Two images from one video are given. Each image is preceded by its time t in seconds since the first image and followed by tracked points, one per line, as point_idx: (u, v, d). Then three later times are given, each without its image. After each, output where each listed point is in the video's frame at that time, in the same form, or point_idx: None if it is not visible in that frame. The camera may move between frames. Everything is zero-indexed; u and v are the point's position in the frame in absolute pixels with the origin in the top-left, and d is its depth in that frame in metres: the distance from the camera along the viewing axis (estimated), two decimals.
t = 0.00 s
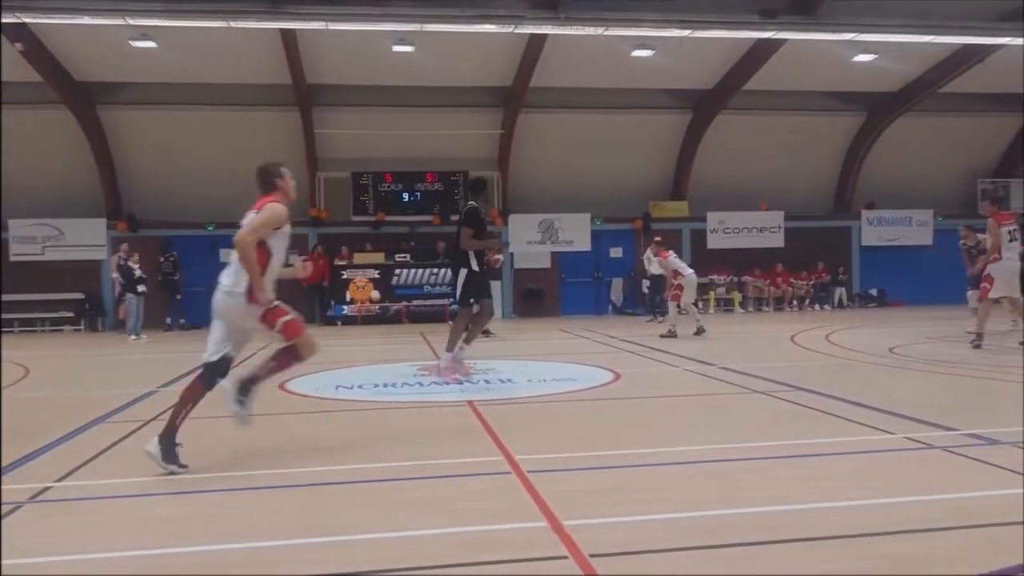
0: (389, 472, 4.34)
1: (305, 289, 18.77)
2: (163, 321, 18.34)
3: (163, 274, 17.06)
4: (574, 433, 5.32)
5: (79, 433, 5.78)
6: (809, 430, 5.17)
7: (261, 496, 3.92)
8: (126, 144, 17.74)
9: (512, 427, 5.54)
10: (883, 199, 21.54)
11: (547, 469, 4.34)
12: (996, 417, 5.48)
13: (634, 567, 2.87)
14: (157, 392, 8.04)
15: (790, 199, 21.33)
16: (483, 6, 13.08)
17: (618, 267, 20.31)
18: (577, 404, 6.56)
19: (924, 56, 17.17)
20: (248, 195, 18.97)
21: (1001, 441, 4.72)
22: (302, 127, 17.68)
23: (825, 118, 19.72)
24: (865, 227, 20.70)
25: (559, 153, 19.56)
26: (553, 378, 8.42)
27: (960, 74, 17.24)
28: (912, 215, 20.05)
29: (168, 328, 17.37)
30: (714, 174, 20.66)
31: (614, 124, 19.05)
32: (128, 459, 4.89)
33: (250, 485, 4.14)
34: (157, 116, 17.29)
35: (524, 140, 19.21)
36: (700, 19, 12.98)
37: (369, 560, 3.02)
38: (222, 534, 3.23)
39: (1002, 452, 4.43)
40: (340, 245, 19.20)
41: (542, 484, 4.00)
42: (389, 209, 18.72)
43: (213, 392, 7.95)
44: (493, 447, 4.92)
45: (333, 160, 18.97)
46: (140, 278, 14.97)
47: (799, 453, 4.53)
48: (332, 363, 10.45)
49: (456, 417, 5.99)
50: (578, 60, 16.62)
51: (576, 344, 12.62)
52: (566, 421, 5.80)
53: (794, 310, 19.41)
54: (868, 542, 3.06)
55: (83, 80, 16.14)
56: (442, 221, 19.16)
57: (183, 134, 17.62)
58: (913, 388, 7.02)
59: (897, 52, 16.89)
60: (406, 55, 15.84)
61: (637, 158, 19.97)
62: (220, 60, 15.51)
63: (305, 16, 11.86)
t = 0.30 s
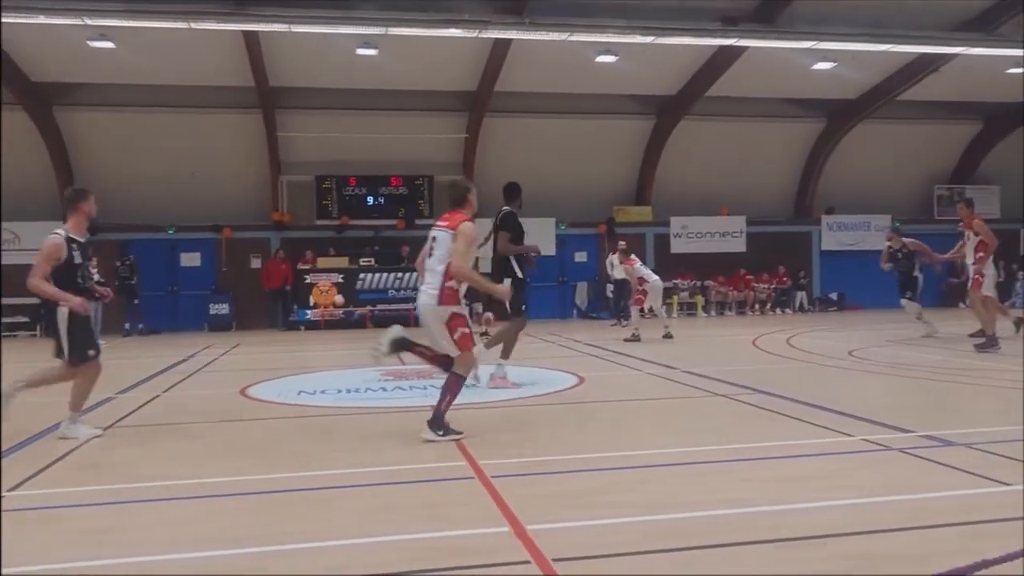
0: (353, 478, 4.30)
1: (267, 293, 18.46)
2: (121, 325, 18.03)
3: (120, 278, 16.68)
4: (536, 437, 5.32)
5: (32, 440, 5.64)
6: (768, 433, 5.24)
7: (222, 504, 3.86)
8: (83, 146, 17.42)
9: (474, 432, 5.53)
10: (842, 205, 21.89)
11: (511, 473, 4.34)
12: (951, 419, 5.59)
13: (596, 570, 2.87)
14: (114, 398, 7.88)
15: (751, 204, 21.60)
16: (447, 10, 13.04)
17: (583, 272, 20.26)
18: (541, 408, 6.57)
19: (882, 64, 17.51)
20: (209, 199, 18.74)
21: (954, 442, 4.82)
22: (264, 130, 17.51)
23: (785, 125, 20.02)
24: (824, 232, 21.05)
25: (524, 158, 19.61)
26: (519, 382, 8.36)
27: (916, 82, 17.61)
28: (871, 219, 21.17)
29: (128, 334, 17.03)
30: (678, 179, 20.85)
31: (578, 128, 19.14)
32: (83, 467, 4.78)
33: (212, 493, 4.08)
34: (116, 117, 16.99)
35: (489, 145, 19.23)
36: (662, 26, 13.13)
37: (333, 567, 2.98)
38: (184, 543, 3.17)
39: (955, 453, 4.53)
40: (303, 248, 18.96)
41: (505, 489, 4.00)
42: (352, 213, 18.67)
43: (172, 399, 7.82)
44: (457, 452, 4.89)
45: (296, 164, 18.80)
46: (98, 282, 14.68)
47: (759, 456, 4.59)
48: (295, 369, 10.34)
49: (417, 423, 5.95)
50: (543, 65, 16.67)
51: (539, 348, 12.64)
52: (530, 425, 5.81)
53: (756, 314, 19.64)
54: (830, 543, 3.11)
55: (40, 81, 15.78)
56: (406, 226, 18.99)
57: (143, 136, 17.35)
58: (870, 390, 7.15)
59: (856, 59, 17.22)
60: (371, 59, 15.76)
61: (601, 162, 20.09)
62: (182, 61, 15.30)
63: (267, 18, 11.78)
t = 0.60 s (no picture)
0: (317, 484, 4.27)
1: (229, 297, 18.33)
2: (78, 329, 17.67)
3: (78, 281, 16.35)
4: (503, 441, 5.32)
5: None
6: (732, 435, 5.29)
7: (182, 512, 3.80)
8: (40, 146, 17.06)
9: (440, 436, 5.52)
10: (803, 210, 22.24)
11: (476, 477, 4.33)
12: (910, 421, 5.69)
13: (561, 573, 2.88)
14: (71, 404, 7.71)
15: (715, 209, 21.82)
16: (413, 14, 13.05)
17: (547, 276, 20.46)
18: (508, 412, 6.56)
19: (842, 71, 17.82)
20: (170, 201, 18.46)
21: (913, 443, 4.91)
22: (227, 132, 17.31)
23: (748, 131, 20.27)
24: (785, 236, 21.49)
25: (490, 161, 19.61)
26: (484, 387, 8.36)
27: (875, 90, 17.95)
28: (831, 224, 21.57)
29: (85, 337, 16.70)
30: (643, 184, 21.02)
31: (543, 132, 19.20)
32: (36, 475, 4.66)
33: (172, 500, 4.01)
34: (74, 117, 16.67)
35: (455, 148, 19.20)
36: (628, 31, 13.23)
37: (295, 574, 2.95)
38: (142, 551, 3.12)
39: (913, 454, 4.61)
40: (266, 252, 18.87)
41: (470, 493, 3.99)
42: (316, 217, 18.51)
43: (132, 404, 7.68)
44: (421, 456, 4.87)
45: (259, 167, 18.62)
46: (55, 286, 14.36)
47: (723, 458, 4.63)
48: (257, 373, 10.22)
49: (382, 428, 5.91)
50: (509, 69, 16.71)
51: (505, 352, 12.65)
52: (496, 428, 5.81)
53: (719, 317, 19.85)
54: (791, 544, 3.14)
55: None
56: (371, 229, 18.94)
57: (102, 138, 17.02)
58: (832, 393, 7.25)
59: (817, 67, 17.50)
60: (336, 61, 15.67)
61: (566, 166, 20.19)
62: (144, 62, 15.08)
63: (231, 19, 11.69)
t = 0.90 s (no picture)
0: (280, 489, 4.22)
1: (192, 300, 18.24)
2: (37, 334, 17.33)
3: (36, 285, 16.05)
4: (470, 444, 5.31)
5: None
6: (699, 437, 5.32)
7: (142, 519, 3.73)
8: None
9: (407, 440, 5.49)
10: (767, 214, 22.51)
11: (442, 481, 4.31)
12: (873, 421, 5.77)
13: None
14: (29, 409, 7.56)
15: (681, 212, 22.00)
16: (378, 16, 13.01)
17: (515, 279, 20.45)
18: (474, 416, 6.56)
19: (805, 77, 18.08)
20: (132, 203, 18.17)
21: (873, 443, 5.00)
22: (190, 133, 17.09)
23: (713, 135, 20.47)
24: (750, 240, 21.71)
25: (457, 164, 19.60)
26: (452, 391, 8.32)
27: (836, 97, 18.27)
28: (795, 228, 22.02)
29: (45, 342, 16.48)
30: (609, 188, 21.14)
31: (510, 136, 19.23)
32: None
33: (131, 508, 3.93)
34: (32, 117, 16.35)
35: (422, 151, 19.14)
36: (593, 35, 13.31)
37: None
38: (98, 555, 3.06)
39: (875, 454, 4.68)
40: (230, 255, 18.66)
41: (435, 497, 3.97)
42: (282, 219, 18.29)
43: (92, 409, 7.54)
44: (388, 460, 4.85)
45: (223, 169, 18.41)
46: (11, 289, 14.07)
47: (688, 460, 4.66)
48: (222, 378, 10.09)
49: (347, 432, 5.87)
50: (476, 73, 16.70)
51: (473, 355, 12.63)
52: (463, 432, 5.80)
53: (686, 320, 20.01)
54: (754, 545, 3.17)
55: None
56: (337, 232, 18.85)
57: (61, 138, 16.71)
58: (795, 394, 7.35)
59: (781, 72, 17.74)
60: (301, 62, 15.55)
61: (533, 169, 20.23)
62: (105, 61, 14.84)
63: (193, 19, 11.54)
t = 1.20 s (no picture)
0: (249, 495, 4.18)
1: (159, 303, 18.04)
2: None
3: None
4: (441, 447, 5.30)
5: None
6: (668, 439, 5.35)
7: (105, 525, 3.67)
8: None
9: (376, 444, 5.47)
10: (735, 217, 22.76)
11: (413, 485, 4.30)
12: (839, 422, 5.85)
13: None
14: None
15: (650, 216, 22.14)
16: (347, 18, 12.98)
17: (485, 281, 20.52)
18: (444, 419, 6.54)
19: (772, 82, 18.30)
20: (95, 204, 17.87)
21: (839, 443, 5.07)
22: (156, 134, 16.88)
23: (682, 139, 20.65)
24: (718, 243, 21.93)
25: (427, 166, 19.57)
26: (421, 394, 8.30)
27: (801, 102, 18.54)
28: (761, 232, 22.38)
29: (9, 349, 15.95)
30: (580, 190, 21.20)
31: (481, 138, 19.23)
32: None
33: (95, 515, 3.87)
34: None
35: (391, 153, 19.07)
36: (563, 39, 13.37)
37: None
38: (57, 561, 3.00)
39: (840, 455, 4.74)
40: (197, 257, 18.40)
41: (405, 501, 3.95)
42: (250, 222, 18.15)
43: (54, 415, 7.39)
44: (356, 464, 4.82)
45: (190, 171, 18.19)
46: None
47: (657, 462, 4.68)
48: (188, 382, 9.95)
49: (316, 436, 5.82)
50: (446, 75, 16.67)
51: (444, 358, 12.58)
52: (433, 435, 5.78)
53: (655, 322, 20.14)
54: (723, 545, 3.20)
55: None
56: (306, 235, 18.73)
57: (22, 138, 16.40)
58: (764, 395, 7.41)
59: (748, 77, 17.94)
60: (270, 63, 15.42)
61: (504, 172, 20.24)
62: (67, 61, 14.60)
63: (157, 18, 11.37)
